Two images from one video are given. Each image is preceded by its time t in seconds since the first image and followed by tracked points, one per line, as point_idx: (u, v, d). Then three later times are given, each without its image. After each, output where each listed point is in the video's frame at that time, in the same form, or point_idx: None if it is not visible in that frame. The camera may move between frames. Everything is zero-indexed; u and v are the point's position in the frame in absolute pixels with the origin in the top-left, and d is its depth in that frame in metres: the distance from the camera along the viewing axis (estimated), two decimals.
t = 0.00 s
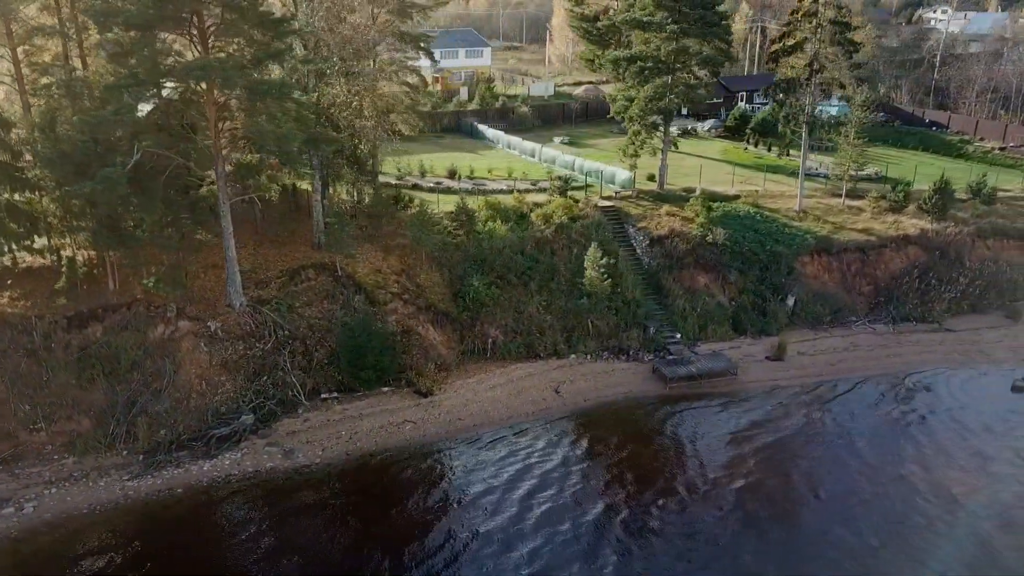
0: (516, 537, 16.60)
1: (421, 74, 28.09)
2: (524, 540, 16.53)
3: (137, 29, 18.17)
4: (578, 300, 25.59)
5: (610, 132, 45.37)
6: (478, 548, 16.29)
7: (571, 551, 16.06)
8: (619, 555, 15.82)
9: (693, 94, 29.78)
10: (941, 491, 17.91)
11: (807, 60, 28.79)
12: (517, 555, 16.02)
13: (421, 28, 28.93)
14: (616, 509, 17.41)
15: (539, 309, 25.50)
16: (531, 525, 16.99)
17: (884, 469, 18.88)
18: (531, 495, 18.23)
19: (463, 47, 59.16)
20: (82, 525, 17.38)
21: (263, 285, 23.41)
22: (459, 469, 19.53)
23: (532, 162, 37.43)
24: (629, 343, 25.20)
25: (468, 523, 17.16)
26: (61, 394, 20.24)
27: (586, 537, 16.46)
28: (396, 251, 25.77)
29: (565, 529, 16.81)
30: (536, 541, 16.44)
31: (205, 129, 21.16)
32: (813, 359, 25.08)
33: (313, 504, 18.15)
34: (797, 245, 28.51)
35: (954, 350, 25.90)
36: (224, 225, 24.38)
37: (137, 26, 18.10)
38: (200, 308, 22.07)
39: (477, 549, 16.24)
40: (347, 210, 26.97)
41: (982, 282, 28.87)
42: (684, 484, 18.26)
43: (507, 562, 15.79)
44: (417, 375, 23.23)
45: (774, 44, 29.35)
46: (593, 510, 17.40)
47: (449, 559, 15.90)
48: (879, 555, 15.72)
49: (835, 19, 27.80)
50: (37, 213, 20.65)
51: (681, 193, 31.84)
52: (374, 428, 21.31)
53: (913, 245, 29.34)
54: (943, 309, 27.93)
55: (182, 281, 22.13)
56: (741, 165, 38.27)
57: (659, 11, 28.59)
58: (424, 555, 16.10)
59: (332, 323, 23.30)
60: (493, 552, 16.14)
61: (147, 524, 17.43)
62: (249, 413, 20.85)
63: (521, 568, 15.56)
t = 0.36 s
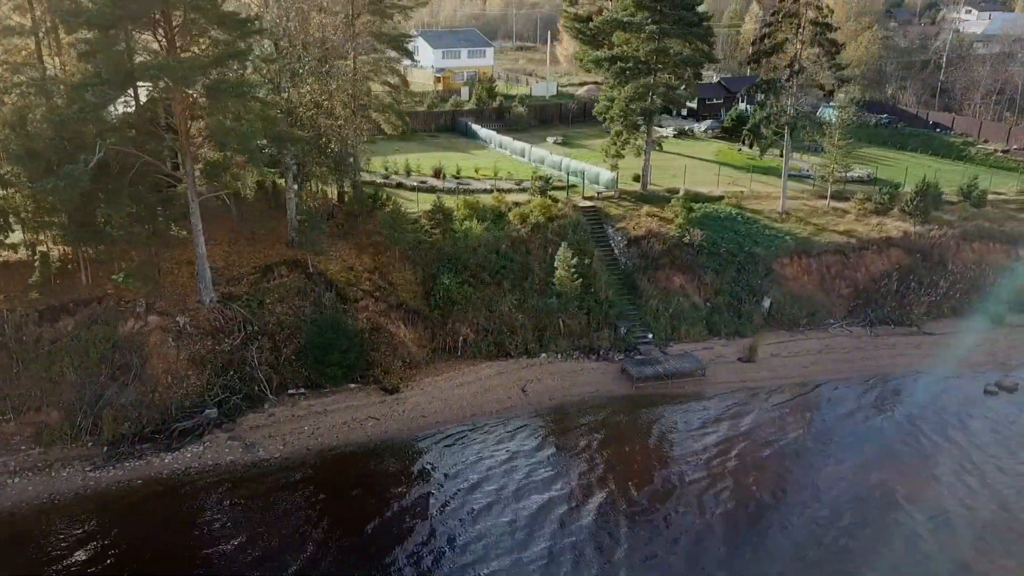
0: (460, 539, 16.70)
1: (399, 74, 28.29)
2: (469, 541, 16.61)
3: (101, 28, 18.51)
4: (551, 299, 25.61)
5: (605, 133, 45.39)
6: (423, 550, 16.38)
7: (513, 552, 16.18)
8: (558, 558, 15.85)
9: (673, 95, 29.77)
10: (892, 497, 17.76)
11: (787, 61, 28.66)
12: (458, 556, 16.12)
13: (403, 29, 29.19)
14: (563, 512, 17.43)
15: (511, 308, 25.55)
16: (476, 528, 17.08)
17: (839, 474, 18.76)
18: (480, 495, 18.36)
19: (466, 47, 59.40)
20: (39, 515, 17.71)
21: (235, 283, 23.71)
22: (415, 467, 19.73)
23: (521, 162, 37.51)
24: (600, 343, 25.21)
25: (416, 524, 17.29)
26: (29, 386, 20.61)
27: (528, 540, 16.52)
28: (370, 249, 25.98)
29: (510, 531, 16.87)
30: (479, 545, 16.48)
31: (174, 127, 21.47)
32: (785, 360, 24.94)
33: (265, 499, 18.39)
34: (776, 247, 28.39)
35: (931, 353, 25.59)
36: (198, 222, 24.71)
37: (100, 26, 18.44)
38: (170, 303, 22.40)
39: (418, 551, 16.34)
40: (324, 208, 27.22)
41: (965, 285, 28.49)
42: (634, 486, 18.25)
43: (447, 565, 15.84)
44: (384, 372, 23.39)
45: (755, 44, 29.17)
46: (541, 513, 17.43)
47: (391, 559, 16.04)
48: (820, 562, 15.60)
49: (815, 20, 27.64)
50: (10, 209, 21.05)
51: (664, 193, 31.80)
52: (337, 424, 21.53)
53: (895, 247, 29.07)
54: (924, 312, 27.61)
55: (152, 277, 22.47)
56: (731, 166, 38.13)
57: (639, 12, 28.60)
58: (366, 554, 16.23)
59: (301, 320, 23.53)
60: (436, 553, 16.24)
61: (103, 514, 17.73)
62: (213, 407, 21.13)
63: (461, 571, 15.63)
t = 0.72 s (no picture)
0: (404, 533, 16.89)
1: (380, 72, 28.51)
2: (413, 536, 16.81)
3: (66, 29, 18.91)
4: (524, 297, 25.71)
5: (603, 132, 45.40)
6: (367, 542, 16.63)
7: (455, 549, 16.36)
8: (496, 558, 16.01)
9: (654, 95, 29.78)
10: (840, 507, 17.74)
11: (768, 61, 28.56)
12: (400, 551, 16.31)
13: (385, 29, 29.47)
14: (509, 512, 17.56)
15: (483, 306, 25.70)
16: (422, 523, 17.27)
17: (790, 480, 18.75)
18: (430, 491, 18.56)
19: (469, 46, 59.59)
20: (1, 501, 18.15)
21: (209, 277, 24.09)
22: (372, 461, 19.97)
23: (511, 161, 37.62)
24: (571, 342, 25.31)
25: (363, 518, 17.52)
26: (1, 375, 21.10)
27: (471, 538, 16.68)
28: (346, 246, 26.27)
29: (453, 528, 17.05)
30: (421, 541, 16.67)
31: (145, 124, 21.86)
32: (755, 362, 24.91)
33: (223, 491, 18.69)
34: (754, 248, 28.31)
35: (905, 356, 25.39)
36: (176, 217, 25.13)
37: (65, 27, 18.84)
38: (142, 298, 22.83)
39: (362, 544, 16.54)
40: (304, 205, 27.56)
41: (947, 288, 28.20)
42: (583, 488, 18.36)
43: (387, 559, 16.05)
44: (352, 367, 23.67)
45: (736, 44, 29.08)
46: (488, 512, 17.61)
47: (336, 551, 16.30)
48: (757, 568, 15.63)
49: (796, 20, 27.56)
50: None
51: (648, 193, 31.80)
52: (301, 418, 21.86)
53: (877, 250, 28.89)
54: (902, 315, 27.38)
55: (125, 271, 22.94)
56: (723, 165, 38.00)
57: (620, 12, 28.69)
58: (312, 546, 16.48)
59: (272, 315, 23.85)
60: (378, 547, 16.46)
61: (62, 501, 18.16)
62: (180, 399, 21.51)
63: (400, 566, 15.85)
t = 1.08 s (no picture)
0: (350, 527, 17.00)
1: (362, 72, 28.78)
2: (360, 529, 17.00)
3: (36, 28, 19.36)
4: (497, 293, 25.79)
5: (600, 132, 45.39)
6: (315, 533, 16.86)
7: (400, 542, 16.55)
8: (438, 554, 16.16)
9: (636, 95, 29.81)
10: (789, 506, 17.62)
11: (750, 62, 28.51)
12: (343, 544, 16.40)
13: (369, 29, 29.79)
14: (457, 509, 17.68)
15: (457, 304, 25.85)
16: (370, 518, 17.35)
17: (743, 481, 18.65)
18: (385, 484, 18.78)
19: (473, 47, 59.75)
20: None
21: (184, 272, 24.49)
22: (332, 454, 20.22)
23: (502, 160, 37.79)
24: (543, 340, 25.43)
25: (315, 509, 17.76)
26: None
27: (415, 535, 16.73)
28: (323, 242, 26.58)
29: (400, 524, 17.19)
30: (368, 533, 16.87)
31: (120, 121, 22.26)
32: (727, 363, 24.88)
33: (182, 480, 19.00)
34: (734, 248, 28.23)
35: (880, 359, 25.17)
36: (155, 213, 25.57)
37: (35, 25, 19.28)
38: (118, 291, 23.26)
39: (306, 537, 16.64)
40: (284, 203, 27.92)
41: (929, 291, 27.93)
42: (534, 488, 18.43)
43: (331, 550, 16.28)
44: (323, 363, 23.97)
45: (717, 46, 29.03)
46: (437, 507, 17.78)
47: (282, 542, 16.54)
48: (695, 568, 15.65)
49: (779, 19, 27.57)
50: None
51: (631, 193, 31.81)
52: (268, 411, 22.17)
53: (859, 251, 28.69)
54: (881, 316, 27.12)
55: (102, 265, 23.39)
56: (714, 165, 37.87)
57: (602, 12, 28.79)
58: (258, 540, 16.65)
59: (246, 310, 24.21)
60: (324, 538, 16.68)
61: (25, 489, 18.57)
62: (150, 391, 21.90)
63: (343, 557, 16.06)
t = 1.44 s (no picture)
0: (295, 518, 17.31)
1: (344, 71, 29.07)
2: (306, 521, 17.23)
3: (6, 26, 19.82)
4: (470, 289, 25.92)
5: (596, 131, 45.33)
6: (263, 524, 17.13)
7: (344, 534, 16.75)
8: (378, 547, 16.32)
9: (617, 95, 29.80)
10: (735, 502, 17.47)
11: (729, 61, 28.40)
12: (285, 534, 16.72)
13: (352, 28, 30.06)
14: (404, 503, 17.88)
15: (430, 301, 26.03)
16: (317, 509, 17.64)
17: (693, 477, 18.56)
18: (339, 477, 19.00)
19: (477, 46, 59.91)
20: None
21: (161, 267, 24.93)
22: (292, 448, 20.50)
23: (492, 159, 37.91)
24: (515, 338, 25.52)
25: (266, 500, 18.03)
26: None
27: (357, 527, 16.98)
28: (300, 239, 26.88)
29: (345, 516, 17.39)
30: (315, 524, 17.11)
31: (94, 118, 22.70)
32: (697, 364, 24.83)
33: (142, 470, 19.46)
34: (711, 249, 28.14)
35: (852, 361, 24.97)
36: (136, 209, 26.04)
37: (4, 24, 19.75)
38: (93, 285, 23.73)
39: (251, 528, 17.01)
40: (265, 200, 28.32)
41: (909, 293, 27.62)
42: (484, 485, 18.57)
43: (277, 541, 16.53)
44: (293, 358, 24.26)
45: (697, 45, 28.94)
46: (386, 501, 17.96)
47: (230, 534, 16.83)
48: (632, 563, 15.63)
49: (757, 19, 27.45)
50: None
51: (614, 193, 31.79)
52: (235, 405, 22.51)
53: (839, 253, 28.45)
54: (857, 318, 26.90)
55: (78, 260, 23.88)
56: (705, 166, 37.71)
57: (581, 11, 28.83)
58: (204, 529, 17.05)
59: (219, 305, 24.57)
60: (272, 529, 16.94)
61: None
62: (120, 383, 22.33)
63: (286, 548, 16.31)
